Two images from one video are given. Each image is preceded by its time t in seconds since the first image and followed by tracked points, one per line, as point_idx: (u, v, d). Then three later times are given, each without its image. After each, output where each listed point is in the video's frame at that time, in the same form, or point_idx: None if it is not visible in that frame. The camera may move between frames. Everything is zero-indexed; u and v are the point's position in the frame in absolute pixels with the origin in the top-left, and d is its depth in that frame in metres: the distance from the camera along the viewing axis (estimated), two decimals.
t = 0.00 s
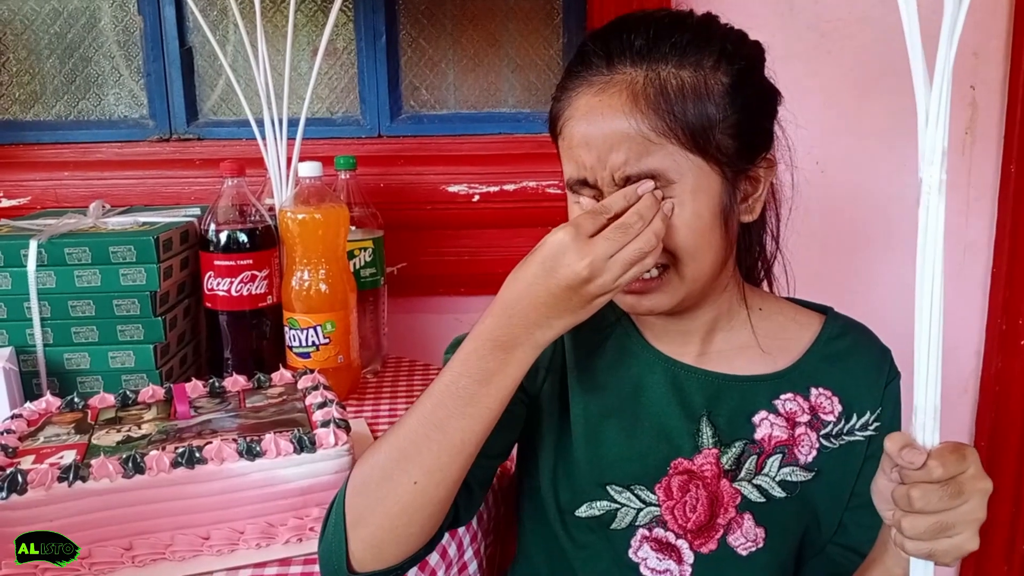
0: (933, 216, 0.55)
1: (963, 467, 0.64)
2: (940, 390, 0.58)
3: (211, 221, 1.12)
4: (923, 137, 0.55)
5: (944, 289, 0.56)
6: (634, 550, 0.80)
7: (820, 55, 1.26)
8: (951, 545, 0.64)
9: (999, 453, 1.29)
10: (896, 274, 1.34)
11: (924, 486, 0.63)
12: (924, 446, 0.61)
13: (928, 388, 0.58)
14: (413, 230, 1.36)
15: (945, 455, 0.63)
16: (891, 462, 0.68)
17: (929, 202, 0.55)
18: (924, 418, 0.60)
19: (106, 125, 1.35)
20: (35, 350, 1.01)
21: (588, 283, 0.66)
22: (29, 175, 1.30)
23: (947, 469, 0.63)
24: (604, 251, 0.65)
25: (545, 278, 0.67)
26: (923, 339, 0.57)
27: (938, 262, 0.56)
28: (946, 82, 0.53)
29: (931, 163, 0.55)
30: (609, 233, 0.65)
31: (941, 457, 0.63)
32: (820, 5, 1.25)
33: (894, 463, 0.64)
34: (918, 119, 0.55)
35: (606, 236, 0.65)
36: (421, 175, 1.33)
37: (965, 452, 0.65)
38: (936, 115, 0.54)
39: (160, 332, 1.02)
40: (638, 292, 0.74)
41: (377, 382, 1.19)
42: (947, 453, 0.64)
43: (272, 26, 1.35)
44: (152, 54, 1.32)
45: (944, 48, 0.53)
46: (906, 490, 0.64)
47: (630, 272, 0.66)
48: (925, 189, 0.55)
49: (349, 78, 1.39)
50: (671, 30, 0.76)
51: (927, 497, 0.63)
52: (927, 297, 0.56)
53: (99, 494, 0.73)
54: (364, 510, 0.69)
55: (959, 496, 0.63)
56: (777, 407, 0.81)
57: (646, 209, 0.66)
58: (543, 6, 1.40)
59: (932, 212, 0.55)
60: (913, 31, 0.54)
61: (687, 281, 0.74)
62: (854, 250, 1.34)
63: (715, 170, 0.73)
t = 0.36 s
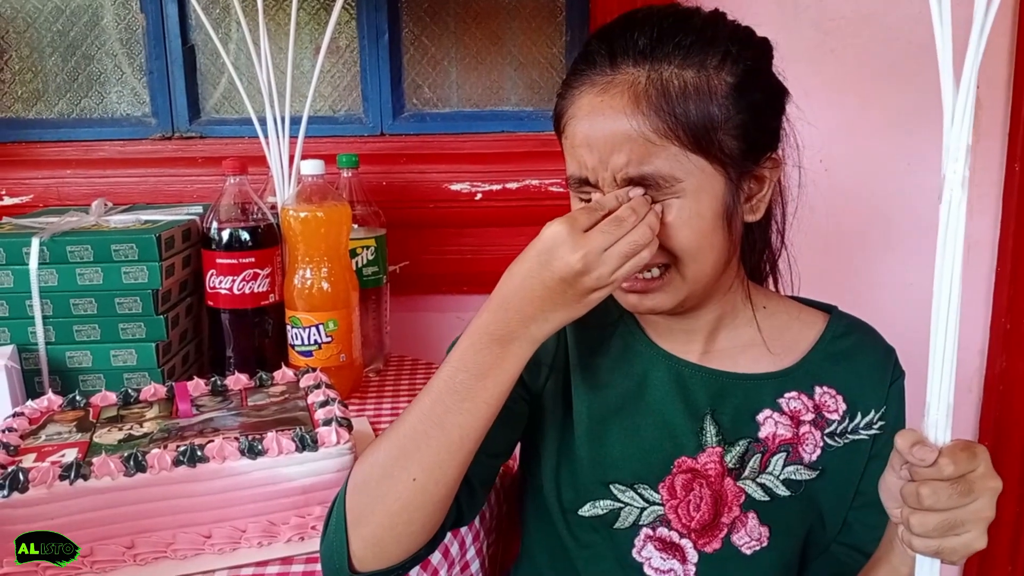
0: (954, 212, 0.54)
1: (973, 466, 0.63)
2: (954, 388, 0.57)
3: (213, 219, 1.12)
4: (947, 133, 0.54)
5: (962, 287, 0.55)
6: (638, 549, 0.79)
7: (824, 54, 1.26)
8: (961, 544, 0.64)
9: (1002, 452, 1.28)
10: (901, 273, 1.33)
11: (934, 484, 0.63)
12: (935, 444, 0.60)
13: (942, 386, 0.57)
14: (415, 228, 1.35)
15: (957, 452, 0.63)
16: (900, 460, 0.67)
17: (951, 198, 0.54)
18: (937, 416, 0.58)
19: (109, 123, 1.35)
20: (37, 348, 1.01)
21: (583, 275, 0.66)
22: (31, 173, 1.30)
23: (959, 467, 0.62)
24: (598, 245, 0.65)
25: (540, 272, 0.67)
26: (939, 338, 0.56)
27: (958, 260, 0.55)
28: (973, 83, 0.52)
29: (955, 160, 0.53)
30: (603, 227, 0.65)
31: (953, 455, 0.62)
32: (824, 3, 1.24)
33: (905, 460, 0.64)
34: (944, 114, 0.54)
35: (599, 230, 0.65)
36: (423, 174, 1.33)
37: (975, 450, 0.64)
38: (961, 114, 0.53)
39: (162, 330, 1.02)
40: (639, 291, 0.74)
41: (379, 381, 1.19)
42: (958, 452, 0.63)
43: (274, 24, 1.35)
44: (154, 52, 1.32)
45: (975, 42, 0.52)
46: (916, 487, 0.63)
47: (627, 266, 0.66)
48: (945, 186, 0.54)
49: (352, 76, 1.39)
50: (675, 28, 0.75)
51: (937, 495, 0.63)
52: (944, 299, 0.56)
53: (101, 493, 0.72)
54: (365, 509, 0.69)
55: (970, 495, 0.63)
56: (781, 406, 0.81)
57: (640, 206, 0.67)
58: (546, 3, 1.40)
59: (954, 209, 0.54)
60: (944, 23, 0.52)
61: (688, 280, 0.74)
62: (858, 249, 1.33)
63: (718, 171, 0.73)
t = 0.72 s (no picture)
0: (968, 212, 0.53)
1: (980, 466, 0.63)
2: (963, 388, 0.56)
3: (216, 218, 1.11)
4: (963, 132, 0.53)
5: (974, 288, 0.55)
6: (641, 548, 0.79)
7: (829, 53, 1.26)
8: (966, 543, 0.63)
9: (1006, 453, 1.27)
10: (904, 272, 1.33)
11: (939, 483, 0.62)
12: (943, 444, 0.60)
13: (950, 386, 0.56)
14: (418, 227, 1.35)
15: (964, 453, 0.62)
16: (907, 459, 0.67)
17: (963, 198, 0.54)
18: (944, 416, 0.58)
19: (113, 122, 1.35)
20: (41, 346, 1.01)
21: (565, 259, 0.67)
22: (35, 171, 1.30)
23: (965, 468, 0.62)
24: (582, 228, 0.66)
25: (525, 254, 0.67)
26: (949, 339, 0.56)
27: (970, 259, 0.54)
28: (992, 77, 0.51)
29: (971, 159, 0.53)
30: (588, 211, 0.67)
31: (959, 455, 0.62)
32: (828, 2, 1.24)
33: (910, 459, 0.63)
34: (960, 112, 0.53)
35: (585, 214, 0.67)
36: (426, 173, 1.33)
37: (982, 450, 0.64)
38: (979, 110, 0.52)
39: (166, 329, 1.02)
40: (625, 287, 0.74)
41: (382, 380, 1.19)
42: (964, 451, 0.63)
43: (278, 23, 1.35)
44: (158, 51, 1.32)
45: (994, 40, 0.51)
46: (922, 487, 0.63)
47: (609, 253, 0.66)
48: (961, 185, 0.53)
49: (355, 75, 1.39)
50: (662, 29, 0.75)
51: (942, 494, 0.63)
52: (955, 299, 0.55)
53: (104, 490, 0.72)
54: (363, 505, 0.69)
55: (975, 494, 0.63)
56: (784, 404, 0.81)
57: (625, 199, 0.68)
58: (549, 2, 1.40)
59: (967, 209, 0.54)
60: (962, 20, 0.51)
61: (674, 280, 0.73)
62: (860, 248, 1.33)
63: (703, 174, 0.72)
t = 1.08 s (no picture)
0: (973, 209, 0.53)
1: (986, 463, 0.63)
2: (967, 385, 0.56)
3: (220, 216, 1.11)
4: (968, 129, 0.53)
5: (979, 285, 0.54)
6: (646, 546, 0.79)
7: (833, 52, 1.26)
8: (972, 541, 0.63)
9: (1010, 453, 1.27)
10: (909, 270, 1.32)
11: (946, 481, 0.62)
12: (948, 441, 0.59)
13: (954, 383, 0.56)
14: (423, 226, 1.35)
15: (969, 450, 0.62)
16: (913, 456, 0.67)
17: (968, 195, 0.54)
18: (950, 414, 0.58)
19: (117, 121, 1.36)
20: (45, 345, 1.01)
21: (555, 246, 0.66)
22: (39, 170, 1.30)
23: (971, 466, 0.62)
24: (570, 213, 0.66)
25: (514, 242, 0.68)
26: (955, 333, 0.55)
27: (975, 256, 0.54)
28: (997, 70, 0.51)
29: (975, 156, 0.53)
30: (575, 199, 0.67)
31: (965, 452, 0.62)
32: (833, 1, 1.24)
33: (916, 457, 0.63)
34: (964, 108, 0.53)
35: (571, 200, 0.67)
36: (430, 172, 1.33)
37: (988, 447, 0.64)
38: (984, 106, 0.52)
39: (170, 328, 1.02)
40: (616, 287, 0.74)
41: (385, 379, 1.19)
42: (971, 449, 0.63)
43: (282, 22, 1.35)
44: (162, 50, 1.32)
45: (999, 36, 0.51)
46: (928, 485, 0.63)
47: (600, 241, 0.66)
48: (966, 180, 0.54)
49: (359, 74, 1.39)
50: (653, 35, 0.74)
51: (949, 492, 0.62)
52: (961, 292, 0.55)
53: (109, 489, 0.72)
54: (364, 501, 0.69)
55: (981, 492, 0.63)
56: (789, 401, 0.80)
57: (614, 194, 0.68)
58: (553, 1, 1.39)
59: (972, 206, 0.53)
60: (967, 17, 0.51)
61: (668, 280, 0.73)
62: (863, 248, 1.33)
63: (685, 185, 0.71)
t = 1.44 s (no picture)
0: (959, 204, 0.52)
1: (977, 459, 0.63)
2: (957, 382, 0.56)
3: (222, 216, 1.11)
4: (953, 122, 0.52)
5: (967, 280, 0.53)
6: (643, 544, 0.79)
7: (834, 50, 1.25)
8: (967, 536, 0.63)
9: (1010, 452, 1.27)
10: (909, 267, 1.32)
11: (937, 477, 0.62)
12: (937, 438, 0.59)
13: (943, 380, 0.56)
14: (425, 225, 1.35)
15: (962, 447, 0.62)
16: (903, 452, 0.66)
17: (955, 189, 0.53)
18: (939, 411, 0.58)
19: (118, 119, 1.36)
20: (46, 344, 1.01)
21: (575, 253, 0.66)
22: (41, 169, 1.31)
23: (963, 461, 0.62)
24: (590, 221, 0.67)
25: (533, 254, 0.67)
26: (943, 329, 0.54)
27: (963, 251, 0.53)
28: (979, 64, 0.50)
29: (960, 150, 0.52)
30: (587, 205, 0.67)
31: (956, 447, 0.62)
32: None
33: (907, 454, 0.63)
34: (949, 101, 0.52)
35: (585, 207, 0.67)
36: (430, 170, 1.33)
37: (979, 444, 0.64)
38: (967, 98, 0.51)
39: (171, 327, 1.02)
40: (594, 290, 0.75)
41: (386, 377, 1.19)
42: (963, 445, 0.63)
43: (283, 21, 1.35)
44: (163, 49, 1.32)
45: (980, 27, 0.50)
46: (919, 480, 0.63)
47: (615, 245, 0.67)
48: (950, 174, 0.53)
49: (359, 73, 1.39)
50: (621, 40, 0.73)
51: (941, 488, 0.62)
52: (949, 286, 0.54)
53: (111, 488, 0.72)
54: (369, 509, 0.69)
55: (973, 488, 0.63)
56: (784, 397, 0.80)
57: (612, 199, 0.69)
58: None
59: (958, 200, 0.53)
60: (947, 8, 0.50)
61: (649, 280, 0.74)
62: (863, 246, 1.32)
63: (646, 193, 0.72)
